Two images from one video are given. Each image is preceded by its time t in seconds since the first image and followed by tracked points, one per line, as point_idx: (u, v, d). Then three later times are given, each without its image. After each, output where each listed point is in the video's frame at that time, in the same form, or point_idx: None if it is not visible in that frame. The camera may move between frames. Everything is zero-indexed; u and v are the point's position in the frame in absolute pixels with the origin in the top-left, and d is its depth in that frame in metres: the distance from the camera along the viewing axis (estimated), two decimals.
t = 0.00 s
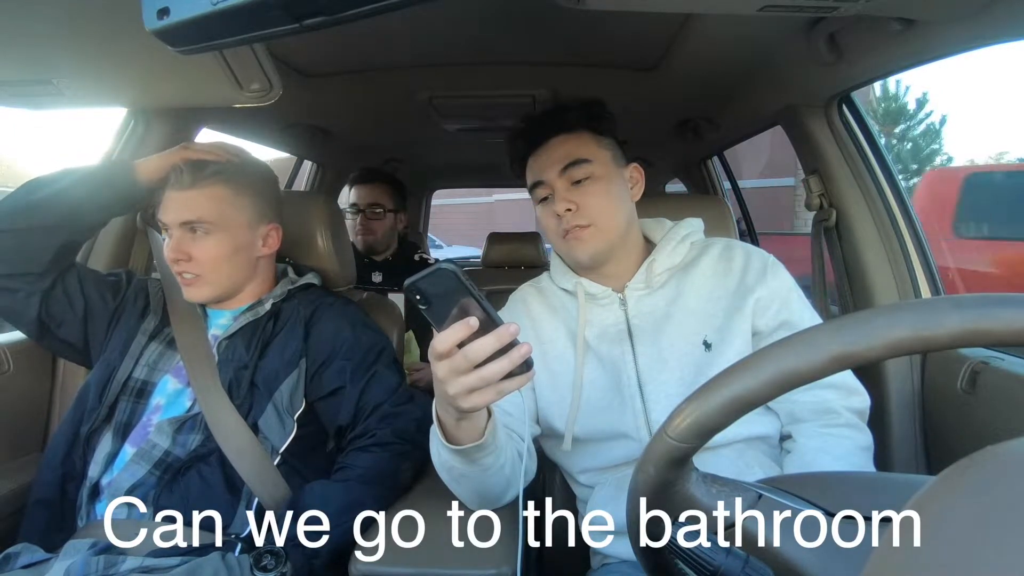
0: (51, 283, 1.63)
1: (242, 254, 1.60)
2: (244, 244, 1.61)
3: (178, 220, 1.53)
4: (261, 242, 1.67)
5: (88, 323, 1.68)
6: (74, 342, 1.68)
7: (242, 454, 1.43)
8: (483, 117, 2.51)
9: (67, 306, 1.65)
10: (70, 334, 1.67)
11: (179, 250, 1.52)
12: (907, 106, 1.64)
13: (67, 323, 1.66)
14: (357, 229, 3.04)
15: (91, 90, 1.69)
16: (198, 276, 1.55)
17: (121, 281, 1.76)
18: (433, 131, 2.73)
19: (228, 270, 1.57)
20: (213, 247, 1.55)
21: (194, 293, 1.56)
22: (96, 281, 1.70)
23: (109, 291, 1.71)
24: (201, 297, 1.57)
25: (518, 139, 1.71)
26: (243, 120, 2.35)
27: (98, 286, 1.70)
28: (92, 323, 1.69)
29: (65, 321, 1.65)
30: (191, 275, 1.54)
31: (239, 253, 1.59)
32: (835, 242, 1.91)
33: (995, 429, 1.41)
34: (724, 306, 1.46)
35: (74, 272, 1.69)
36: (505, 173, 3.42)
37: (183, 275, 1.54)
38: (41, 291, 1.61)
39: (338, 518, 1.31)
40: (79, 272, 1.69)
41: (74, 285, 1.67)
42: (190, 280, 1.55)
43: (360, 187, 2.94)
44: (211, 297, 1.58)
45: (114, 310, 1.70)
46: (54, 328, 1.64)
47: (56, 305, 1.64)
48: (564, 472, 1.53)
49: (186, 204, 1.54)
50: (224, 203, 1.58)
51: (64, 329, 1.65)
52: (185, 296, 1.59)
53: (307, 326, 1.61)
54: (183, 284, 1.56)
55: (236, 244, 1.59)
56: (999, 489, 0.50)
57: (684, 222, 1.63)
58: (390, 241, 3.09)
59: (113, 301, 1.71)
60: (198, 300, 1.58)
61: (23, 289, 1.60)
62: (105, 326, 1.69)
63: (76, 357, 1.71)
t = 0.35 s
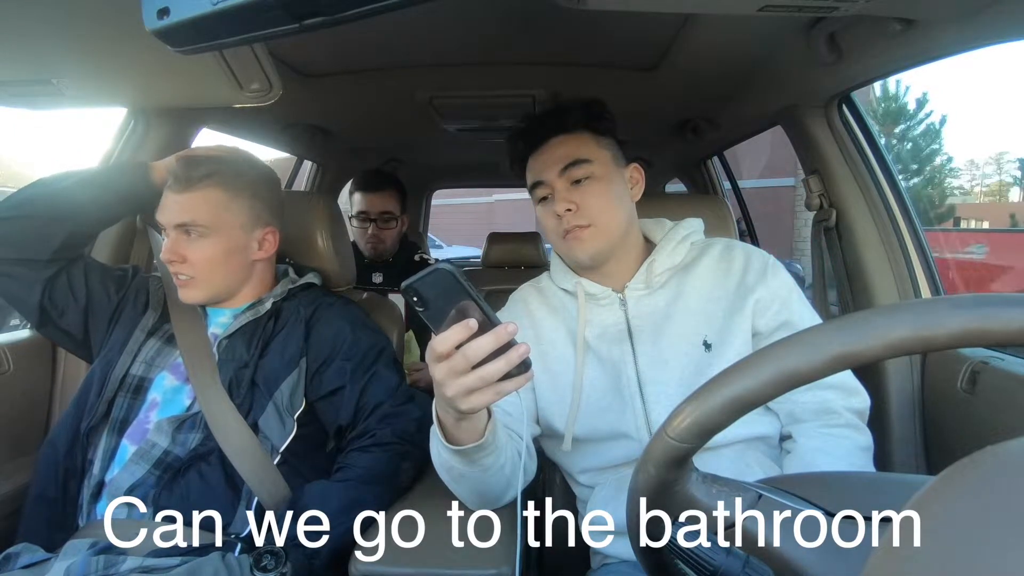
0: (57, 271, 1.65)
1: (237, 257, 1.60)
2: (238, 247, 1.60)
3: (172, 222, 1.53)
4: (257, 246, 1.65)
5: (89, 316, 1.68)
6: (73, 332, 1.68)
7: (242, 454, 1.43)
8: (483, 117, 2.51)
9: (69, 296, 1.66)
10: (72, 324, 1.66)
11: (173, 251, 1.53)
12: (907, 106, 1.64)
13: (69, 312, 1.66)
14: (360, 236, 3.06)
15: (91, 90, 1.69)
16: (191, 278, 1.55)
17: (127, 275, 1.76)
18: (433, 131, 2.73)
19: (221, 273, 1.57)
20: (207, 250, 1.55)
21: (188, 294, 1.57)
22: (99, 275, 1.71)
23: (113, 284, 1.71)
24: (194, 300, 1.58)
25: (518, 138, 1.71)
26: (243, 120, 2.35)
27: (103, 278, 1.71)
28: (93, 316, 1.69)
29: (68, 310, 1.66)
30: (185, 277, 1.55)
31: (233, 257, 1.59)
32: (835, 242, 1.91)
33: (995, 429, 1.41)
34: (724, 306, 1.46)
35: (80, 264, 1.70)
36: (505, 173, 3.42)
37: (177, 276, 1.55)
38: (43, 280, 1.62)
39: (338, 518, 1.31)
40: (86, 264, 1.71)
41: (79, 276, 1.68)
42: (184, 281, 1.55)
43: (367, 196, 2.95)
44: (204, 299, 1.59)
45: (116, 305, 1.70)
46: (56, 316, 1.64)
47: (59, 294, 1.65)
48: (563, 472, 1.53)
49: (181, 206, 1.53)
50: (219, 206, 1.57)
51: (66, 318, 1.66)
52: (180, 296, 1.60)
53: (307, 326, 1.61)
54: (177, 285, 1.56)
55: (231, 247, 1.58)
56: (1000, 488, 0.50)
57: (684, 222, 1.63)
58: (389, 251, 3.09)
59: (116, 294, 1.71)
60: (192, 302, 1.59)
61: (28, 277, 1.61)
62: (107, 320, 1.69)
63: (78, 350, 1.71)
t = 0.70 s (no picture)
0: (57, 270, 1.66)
1: (236, 260, 1.60)
2: (238, 249, 1.60)
3: (172, 224, 1.53)
4: (257, 247, 1.65)
5: (90, 315, 1.68)
6: (74, 329, 1.67)
7: (242, 454, 1.44)
8: (483, 117, 2.51)
9: (71, 295, 1.66)
10: (74, 321, 1.66)
11: (172, 253, 1.53)
12: (907, 106, 1.64)
13: (71, 310, 1.66)
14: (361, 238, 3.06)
15: (91, 89, 1.69)
16: (190, 280, 1.56)
17: (128, 273, 1.76)
18: (433, 131, 2.73)
19: (220, 276, 1.57)
20: (206, 252, 1.55)
21: (188, 295, 1.57)
22: (101, 274, 1.70)
23: (115, 282, 1.71)
24: (193, 301, 1.58)
25: (518, 138, 1.71)
26: (243, 120, 2.35)
27: (106, 275, 1.71)
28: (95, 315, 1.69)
29: (70, 307, 1.66)
30: (183, 279, 1.55)
31: (232, 259, 1.59)
32: (836, 243, 1.91)
33: (996, 429, 1.41)
34: (724, 306, 1.47)
35: (82, 261, 1.70)
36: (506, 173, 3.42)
37: (177, 277, 1.55)
38: (45, 277, 1.63)
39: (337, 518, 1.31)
40: (87, 262, 1.70)
41: (81, 275, 1.68)
42: (184, 283, 1.56)
43: (366, 201, 2.95)
44: (204, 301, 1.59)
45: (117, 304, 1.70)
46: (58, 315, 1.65)
47: (62, 293, 1.65)
48: (564, 472, 1.53)
49: (180, 208, 1.53)
50: (218, 208, 1.57)
51: (68, 317, 1.66)
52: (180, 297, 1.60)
53: (307, 326, 1.61)
54: (177, 286, 1.57)
55: (230, 249, 1.58)
56: (1001, 489, 0.50)
57: (685, 222, 1.63)
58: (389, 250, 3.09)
59: (117, 293, 1.71)
60: (191, 303, 1.59)
61: (27, 275, 1.62)
62: (107, 319, 1.68)
63: (80, 348, 1.70)
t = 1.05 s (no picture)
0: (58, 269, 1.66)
1: (237, 264, 1.60)
2: (240, 253, 1.60)
3: (174, 228, 1.53)
4: (258, 250, 1.65)
5: (91, 314, 1.68)
6: (75, 329, 1.67)
7: (241, 454, 1.43)
8: (483, 117, 2.51)
9: (73, 294, 1.66)
10: (75, 321, 1.66)
11: (173, 257, 1.53)
12: (907, 106, 1.64)
13: (72, 310, 1.66)
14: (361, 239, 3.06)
15: (92, 89, 1.69)
16: (190, 284, 1.56)
17: (129, 273, 1.75)
18: (433, 131, 2.73)
19: (220, 280, 1.57)
20: (207, 256, 1.55)
21: (187, 298, 1.58)
22: (102, 274, 1.70)
23: (116, 282, 1.71)
24: (193, 304, 1.58)
25: (518, 138, 1.71)
26: (243, 120, 2.35)
27: (106, 275, 1.71)
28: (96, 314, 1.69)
29: (71, 307, 1.66)
30: (184, 282, 1.55)
31: (233, 264, 1.59)
32: (835, 243, 1.91)
33: (996, 429, 1.41)
34: (724, 306, 1.47)
35: (83, 261, 1.70)
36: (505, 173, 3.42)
37: (177, 281, 1.56)
38: (46, 276, 1.63)
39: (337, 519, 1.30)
40: (88, 262, 1.71)
41: (82, 275, 1.69)
42: (184, 286, 1.56)
43: (366, 204, 2.95)
44: (204, 304, 1.59)
45: (118, 304, 1.69)
46: (58, 314, 1.64)
47: (63, 293, 1.65)
48: (564, 472, 1.53)
49: (182, 212, 1.53)
50: (220, 212, 1.57)
51: (69, 316, 1.65)
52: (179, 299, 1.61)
53: (307, 326, 1.61)
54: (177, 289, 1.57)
55: (231, 254, 1.58)
56: (1001, 489, 0.50)
57: (685, 222, 1.63)
58: (389, 250, 3.08)
59: (118, 293, 1.70)
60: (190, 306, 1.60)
61: (28, 274, 1.62)
62: (108, 319, 1.68)
63: (81, 348, 1.70)
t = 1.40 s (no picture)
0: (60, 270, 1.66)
1: (246, 267, 1.60)
2: (247, 256, 1.60)
3: (183, 232, 1.52)
4: (264, 253, 1.65)
5: (92, 315, 1.68)
6: (76, 330, 1.67)
7: (241, 453, 1.43)
8: (483, 117, 2.51)
9: (74, 296, 1.66)
10: (75, 322, 1.66)
11: (181, 261, 1.52)
12: (907, 106, 1.64)
13: (74, 311, 1.66)
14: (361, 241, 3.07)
15: (92, 89, 1.68)
16: (198, 288, 1.55)
17: (130, 274, 1.76)
18: (433, 131, 2.72)
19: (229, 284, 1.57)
20: (216, 261, 1.55)
21: (193, 301, 1.57)
22: (103, 274, 1.70)
23: (117, 282, 1.71)
24: (200, 307, 1.58)
25: (518, 138, 1.71)
26: (242, 120, 2.35)
27: (107, 275, 1.71)
28: (97, 315, 1.68)
29: (71, 308, 1.65)
30: (191, 286, 1.55)
31: (241, 267, 1.59)
32: (835, 243, 1.91)
33: (996, 429, 1.41)
34: (724, 307, 1.47)
35: (84, 261, 1.70)
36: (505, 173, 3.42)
37: (183, 284, 1.55)
38: (48, 278, 1.63)
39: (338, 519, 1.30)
40: (89, 264, 1.70)
41: (82, 276, 1.68)
42: (191, 289, 1.55)
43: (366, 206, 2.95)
44: (210, 307, 1.59)
45: (120, 304, 1.69)
46: (60, 316, 1.64)
47: (63, 294, 1.65)
48: (564, 472, 1.53)
49: (191, 215, 1.52)
50: (229, 216, 1.57)
51: (69, 317, 1.65)
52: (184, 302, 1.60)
53: (307, 326, 1.61)
54: (182, 292, 1.56)
55: (239, 258, 1.58)
56: (1001, 488, 0.50)
57: (685, 223, 1.63)
58: (389, 251, 3.08)
59: (119, 293, 1.70)
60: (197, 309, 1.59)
61: (30, 275, 1.62)
62: (109, 319, 1.68)
63: (81, 349, 1.70)
